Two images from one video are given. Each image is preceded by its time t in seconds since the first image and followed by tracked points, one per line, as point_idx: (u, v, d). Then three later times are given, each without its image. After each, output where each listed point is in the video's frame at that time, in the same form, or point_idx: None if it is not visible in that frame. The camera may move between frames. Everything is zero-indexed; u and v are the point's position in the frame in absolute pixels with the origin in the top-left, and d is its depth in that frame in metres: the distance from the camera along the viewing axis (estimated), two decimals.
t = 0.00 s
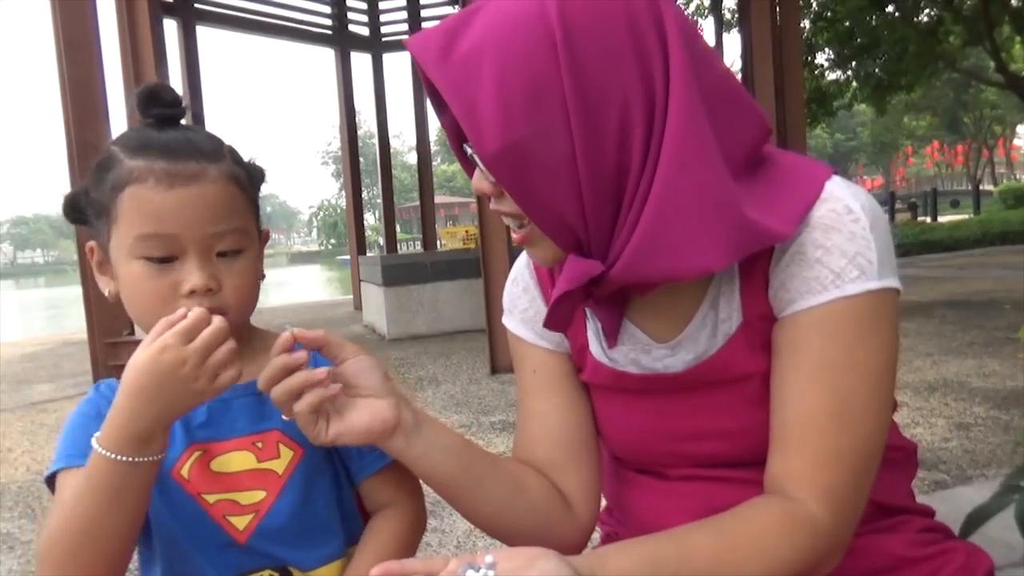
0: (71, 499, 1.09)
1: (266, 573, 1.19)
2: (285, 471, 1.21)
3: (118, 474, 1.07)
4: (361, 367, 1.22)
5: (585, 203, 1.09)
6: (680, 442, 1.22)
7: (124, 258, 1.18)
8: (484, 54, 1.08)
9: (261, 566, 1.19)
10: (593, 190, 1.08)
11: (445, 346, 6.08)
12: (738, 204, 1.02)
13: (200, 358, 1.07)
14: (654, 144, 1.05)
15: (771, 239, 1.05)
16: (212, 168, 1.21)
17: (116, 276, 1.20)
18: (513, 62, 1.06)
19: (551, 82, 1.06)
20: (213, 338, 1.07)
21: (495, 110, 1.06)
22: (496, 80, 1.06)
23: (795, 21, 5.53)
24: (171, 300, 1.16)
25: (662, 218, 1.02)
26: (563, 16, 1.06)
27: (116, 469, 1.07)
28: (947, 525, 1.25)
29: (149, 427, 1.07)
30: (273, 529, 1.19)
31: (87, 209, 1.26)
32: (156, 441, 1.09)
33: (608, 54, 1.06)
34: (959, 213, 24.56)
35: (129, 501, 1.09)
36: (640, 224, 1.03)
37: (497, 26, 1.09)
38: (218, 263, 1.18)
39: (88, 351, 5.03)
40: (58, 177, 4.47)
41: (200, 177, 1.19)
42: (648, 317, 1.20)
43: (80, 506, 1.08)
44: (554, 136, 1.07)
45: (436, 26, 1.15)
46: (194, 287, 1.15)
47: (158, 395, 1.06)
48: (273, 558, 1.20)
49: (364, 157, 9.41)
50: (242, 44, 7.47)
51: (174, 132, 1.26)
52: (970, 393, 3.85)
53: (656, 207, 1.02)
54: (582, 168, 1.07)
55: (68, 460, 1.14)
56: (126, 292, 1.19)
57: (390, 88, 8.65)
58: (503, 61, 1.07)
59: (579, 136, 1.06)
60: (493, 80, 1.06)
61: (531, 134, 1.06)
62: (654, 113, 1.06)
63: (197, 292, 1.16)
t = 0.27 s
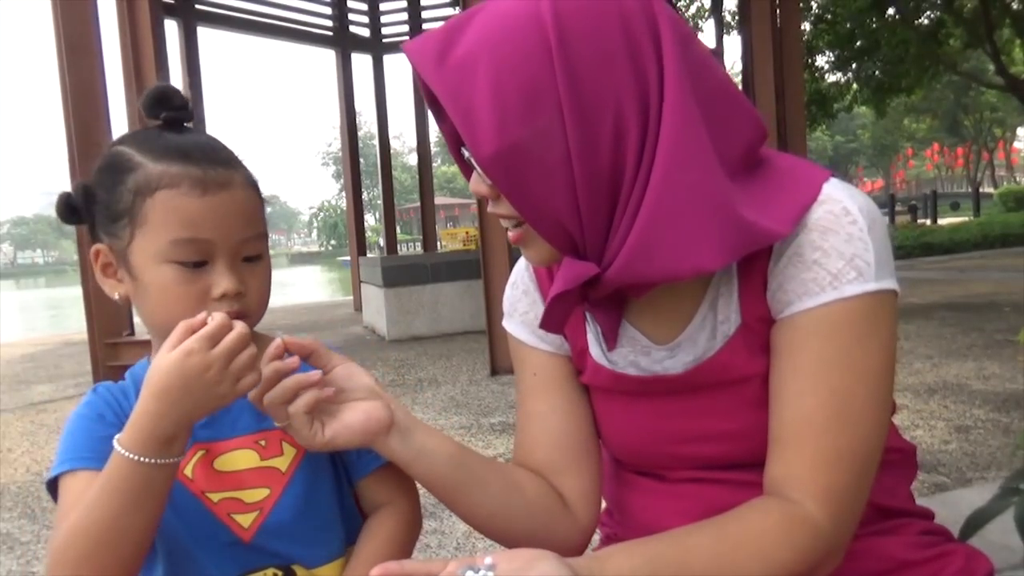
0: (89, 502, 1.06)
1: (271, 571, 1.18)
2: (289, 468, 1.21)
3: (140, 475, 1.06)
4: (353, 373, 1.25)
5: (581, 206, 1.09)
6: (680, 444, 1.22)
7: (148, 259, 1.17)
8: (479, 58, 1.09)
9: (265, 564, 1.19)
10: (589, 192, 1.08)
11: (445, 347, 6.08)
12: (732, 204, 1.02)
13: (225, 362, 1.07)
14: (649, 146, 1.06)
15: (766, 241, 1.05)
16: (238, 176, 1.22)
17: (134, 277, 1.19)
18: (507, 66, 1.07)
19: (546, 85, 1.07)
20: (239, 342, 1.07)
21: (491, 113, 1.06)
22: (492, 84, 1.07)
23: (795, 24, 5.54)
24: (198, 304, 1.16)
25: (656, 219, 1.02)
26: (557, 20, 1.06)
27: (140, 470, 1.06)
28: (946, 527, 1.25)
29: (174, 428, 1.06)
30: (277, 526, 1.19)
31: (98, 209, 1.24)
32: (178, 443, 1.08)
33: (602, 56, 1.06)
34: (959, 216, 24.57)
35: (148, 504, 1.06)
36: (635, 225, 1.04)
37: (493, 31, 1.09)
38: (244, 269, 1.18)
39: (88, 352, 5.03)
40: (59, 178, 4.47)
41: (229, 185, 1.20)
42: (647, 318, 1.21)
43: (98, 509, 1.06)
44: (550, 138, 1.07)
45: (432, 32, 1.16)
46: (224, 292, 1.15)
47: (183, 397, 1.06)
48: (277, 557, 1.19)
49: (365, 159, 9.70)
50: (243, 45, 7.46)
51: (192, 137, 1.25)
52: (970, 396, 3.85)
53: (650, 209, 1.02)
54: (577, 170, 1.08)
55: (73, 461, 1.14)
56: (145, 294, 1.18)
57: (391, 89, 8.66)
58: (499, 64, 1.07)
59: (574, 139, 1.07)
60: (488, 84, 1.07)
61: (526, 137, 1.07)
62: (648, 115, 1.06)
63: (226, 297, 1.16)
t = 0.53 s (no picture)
0: (87, 504, 1.06)
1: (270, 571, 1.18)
2: (286, 468, 1.22)
3: (137, 479, 1.06)
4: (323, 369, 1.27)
5: (574, 212, 1.09)
6: (678, 445, 1.22)
7: (149, 260, 1.17)
8: (473, 66, 1.10)
9: (264, 565, 1.18)
10: (582, 198, 1.09)
11: (445, 349, 6.08)
12: (724, 208, 1.02)
13: (219, 369, 1.08)
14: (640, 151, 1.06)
15: (758, 246, 1.05)
16: (242, 180, 1.22)
17: (135, 277, 1.19)
18: (499, 73, 1.08)
19: (537, 92, 1.07)
20: (233, 348, 1.08)
21: (484, 121, 1.08)
22: (484, 92, 1.08)
23: (796, 26, 5.55)
24: (198, 307, 1.16)
25: (648, 225, 1.02)
26: (548, 27, 1.07)
27: (135, 474, 1.06)
28: (945, 528, 1.26)
29: (169, 433, 1.06)
30: (276, 526, 1.19)
31: (103, 208, 1.24)
32: (173, 448, 1.08)
33: (592, 62, 1.07)
34: (959, 218, 24.57)
35: (145, 507, 1.07)
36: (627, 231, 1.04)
37: (485, 39, 1.10)
38: (245, 273, 1.18)
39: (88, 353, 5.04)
40: (59, 179, 4.48)
41: (233, 189, 1.20)
42: (644, 321, 1.21)
43: (96, 511, 1.06)
44: (543, 145, 1.08)
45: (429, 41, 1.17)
46: (224, 295, 1.15)
47: (176, 402, 1.06)
48: (276, 558, 1.19)
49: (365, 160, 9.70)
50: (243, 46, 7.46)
51: (198, 140, 1.26)
52: (970, 398, 3.85)
53: (642, 213, 1.02)
54: (570, 176, 1.08)
55: (71, 462, 1.15)
56: (145, 295, 1.18)
57: (391, 91, 8.67)
58: (491, 73, 1.08)
59: (566, 145, 1.07)
60: (481, 92, 1.08)
61: (519, 144, 1.08)
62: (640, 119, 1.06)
63: (226, 300, 1.16)
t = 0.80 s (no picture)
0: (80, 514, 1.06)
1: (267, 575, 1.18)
2: (283, 472, 1.22)
3: (129, 488, 1.06)
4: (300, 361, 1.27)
5: (566, 218, 1.10)
6: (673, 448, 1.23)
7: (147, 263, 1.17)
8: (463, 75, 1.10)
9: (261, 569, 1.18)
10: (573, 204, 1.09)
11: (445, 351, 6.08)
12: (714, 213, 1.02)
13: (211, 379, 1.08)
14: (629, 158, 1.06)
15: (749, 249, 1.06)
16: (241, 183, 1.22)
17: (133, 281, 1.19)
18: (488, 81, 1.08)
19: (526, 100, 1.08)
20: (226, 358, 1.09)
21: (473, 130, 1.08)
22: (473, 102, 1.09)
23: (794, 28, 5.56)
24: (195, 310, 1.16)
25: (638, 231, 1.02)
26: (536, 36, 1.08)
27: (125, 483, 1.06)
28: (942, 530, 1.26)
29: (160, 442, 1.07)
30: (273, 529, 1.19)
31: (102, 212, 1.25)
32: (165, 456, 1.08)
33: (580, 70, 1.07)
34: (960, 219, 24.56)
35: (137, 513, 1.07)
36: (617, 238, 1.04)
37: (474, 49, 1.11)
38: (242, 276, 1.18)
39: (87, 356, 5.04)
40: (59, 183, 4.49)
41: (232, 192, 1.20)
42: (641, 324, 1.21)
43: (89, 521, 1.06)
44: (533, 152, 1.08)
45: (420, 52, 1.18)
46: (221, 299, 1.16)
47: (168, 413, 1.07)
48: (273, 561, 1.19)
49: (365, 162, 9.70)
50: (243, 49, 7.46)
51: (197, 144, 1.26)
52: (969, 399, 3.85)
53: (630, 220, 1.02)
54: (560, 183, 1.08)
55: (65, 466, 1.15)
56: (143, 299, 1.18)
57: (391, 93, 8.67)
58: (480, 81, 1.09)
59: (556, 152, 1.07)
60: (470, 102, 1.09)
61: (508, 152, 1.08)
62: (628, 126, 1.07)
63: (223, 303, 1.16)
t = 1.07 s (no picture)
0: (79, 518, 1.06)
1: None
2: (282, 475, 1.22)
3: (127, 496, 1.06)
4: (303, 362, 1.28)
5: (562, 222, 1.10)
6: (672, 451, 1.23)
7: (148, 265, 1.17)
8: (457, 80, 1.11)
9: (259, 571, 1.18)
10: (568, 209, 1.09)
11: (445, 353, 6.09)
12: (710, 217, 1.03)
13: (212, 389, 1.08)
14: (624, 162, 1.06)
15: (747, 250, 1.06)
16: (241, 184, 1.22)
17: (135, 283, 1.19)
18: (483, 86, 1.09)
19: (521, 106, 1.08)
20: (230, 367, 1.09)
21: (468, 134, 1.08)
22: (468, 108, 1.09)
23: (793, 29, 5.56)
24: (198, 312, 1.16)
25: (634, 236, 1.02)
26: (529, 42, 1.08)
27: (123, 491, 1.06)
28: (941, 532, 1.26)
29: (160, 451, 1.06)
30: (272, 531, 1.19)
31: (104, 215, 1.24)
32: (163, 466, 1.07)
33: (574, 75, 1.07)
34: (958, 220, 24.58)
35: (135, 519, 1.07)
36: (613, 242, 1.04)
37: (467, 55, 1.11)
38: (244, 276, 1.18)
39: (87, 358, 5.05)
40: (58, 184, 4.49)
41: (232, 194, 1.20)
42: (640, 328, 1.21)
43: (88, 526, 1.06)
44: (528, 157, 1.08)
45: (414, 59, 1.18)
46: (223, 300, 1.16)
47: (168, 422, 1.06)
48: (272, 563, 1.19)
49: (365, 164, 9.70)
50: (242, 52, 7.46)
51: (198, 146, 1.26)
52: (968, 401, 3.85)
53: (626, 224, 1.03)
54: (555, 187, 1.08)
55: (61, 469, 1.15)
56: (145, 301, 1.18)
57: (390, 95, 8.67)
58: (475, 87, 1.09)
59: (551, 156, 1.08)
60: (464, 107, 1.09)
61: (503, 157, 1.08)
62: (623, 131, 1.07)
63: (225, 305, 1.16)
